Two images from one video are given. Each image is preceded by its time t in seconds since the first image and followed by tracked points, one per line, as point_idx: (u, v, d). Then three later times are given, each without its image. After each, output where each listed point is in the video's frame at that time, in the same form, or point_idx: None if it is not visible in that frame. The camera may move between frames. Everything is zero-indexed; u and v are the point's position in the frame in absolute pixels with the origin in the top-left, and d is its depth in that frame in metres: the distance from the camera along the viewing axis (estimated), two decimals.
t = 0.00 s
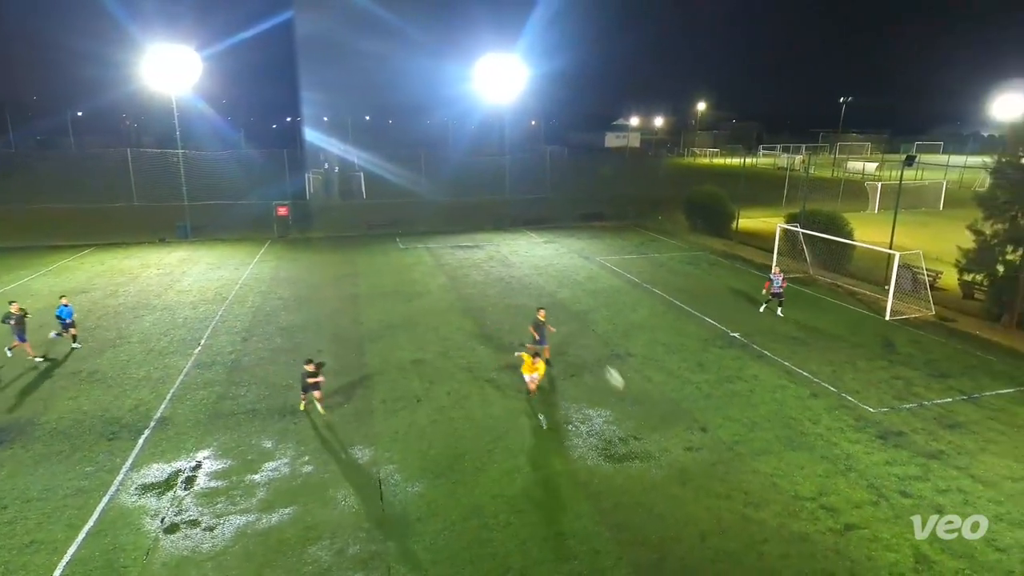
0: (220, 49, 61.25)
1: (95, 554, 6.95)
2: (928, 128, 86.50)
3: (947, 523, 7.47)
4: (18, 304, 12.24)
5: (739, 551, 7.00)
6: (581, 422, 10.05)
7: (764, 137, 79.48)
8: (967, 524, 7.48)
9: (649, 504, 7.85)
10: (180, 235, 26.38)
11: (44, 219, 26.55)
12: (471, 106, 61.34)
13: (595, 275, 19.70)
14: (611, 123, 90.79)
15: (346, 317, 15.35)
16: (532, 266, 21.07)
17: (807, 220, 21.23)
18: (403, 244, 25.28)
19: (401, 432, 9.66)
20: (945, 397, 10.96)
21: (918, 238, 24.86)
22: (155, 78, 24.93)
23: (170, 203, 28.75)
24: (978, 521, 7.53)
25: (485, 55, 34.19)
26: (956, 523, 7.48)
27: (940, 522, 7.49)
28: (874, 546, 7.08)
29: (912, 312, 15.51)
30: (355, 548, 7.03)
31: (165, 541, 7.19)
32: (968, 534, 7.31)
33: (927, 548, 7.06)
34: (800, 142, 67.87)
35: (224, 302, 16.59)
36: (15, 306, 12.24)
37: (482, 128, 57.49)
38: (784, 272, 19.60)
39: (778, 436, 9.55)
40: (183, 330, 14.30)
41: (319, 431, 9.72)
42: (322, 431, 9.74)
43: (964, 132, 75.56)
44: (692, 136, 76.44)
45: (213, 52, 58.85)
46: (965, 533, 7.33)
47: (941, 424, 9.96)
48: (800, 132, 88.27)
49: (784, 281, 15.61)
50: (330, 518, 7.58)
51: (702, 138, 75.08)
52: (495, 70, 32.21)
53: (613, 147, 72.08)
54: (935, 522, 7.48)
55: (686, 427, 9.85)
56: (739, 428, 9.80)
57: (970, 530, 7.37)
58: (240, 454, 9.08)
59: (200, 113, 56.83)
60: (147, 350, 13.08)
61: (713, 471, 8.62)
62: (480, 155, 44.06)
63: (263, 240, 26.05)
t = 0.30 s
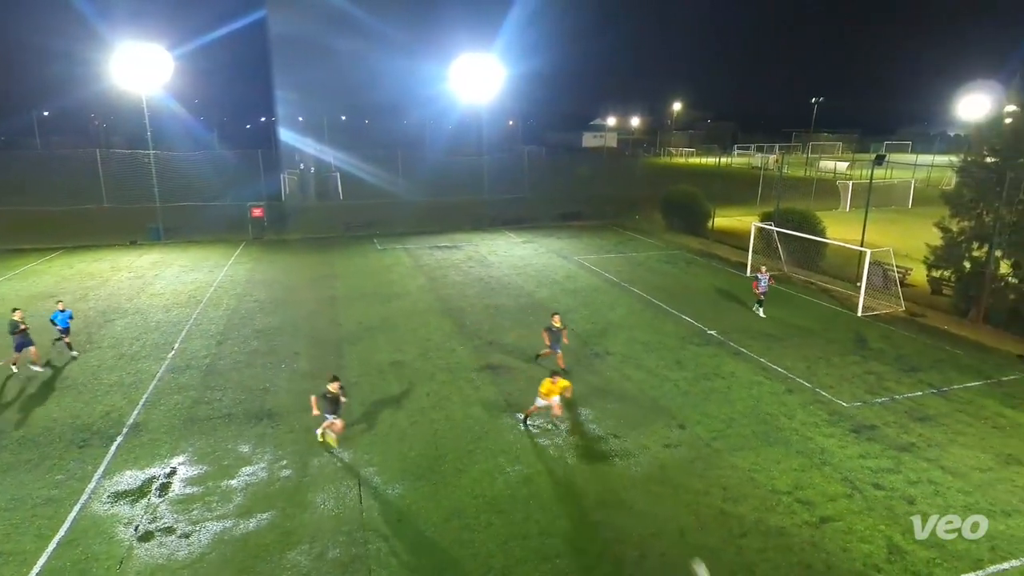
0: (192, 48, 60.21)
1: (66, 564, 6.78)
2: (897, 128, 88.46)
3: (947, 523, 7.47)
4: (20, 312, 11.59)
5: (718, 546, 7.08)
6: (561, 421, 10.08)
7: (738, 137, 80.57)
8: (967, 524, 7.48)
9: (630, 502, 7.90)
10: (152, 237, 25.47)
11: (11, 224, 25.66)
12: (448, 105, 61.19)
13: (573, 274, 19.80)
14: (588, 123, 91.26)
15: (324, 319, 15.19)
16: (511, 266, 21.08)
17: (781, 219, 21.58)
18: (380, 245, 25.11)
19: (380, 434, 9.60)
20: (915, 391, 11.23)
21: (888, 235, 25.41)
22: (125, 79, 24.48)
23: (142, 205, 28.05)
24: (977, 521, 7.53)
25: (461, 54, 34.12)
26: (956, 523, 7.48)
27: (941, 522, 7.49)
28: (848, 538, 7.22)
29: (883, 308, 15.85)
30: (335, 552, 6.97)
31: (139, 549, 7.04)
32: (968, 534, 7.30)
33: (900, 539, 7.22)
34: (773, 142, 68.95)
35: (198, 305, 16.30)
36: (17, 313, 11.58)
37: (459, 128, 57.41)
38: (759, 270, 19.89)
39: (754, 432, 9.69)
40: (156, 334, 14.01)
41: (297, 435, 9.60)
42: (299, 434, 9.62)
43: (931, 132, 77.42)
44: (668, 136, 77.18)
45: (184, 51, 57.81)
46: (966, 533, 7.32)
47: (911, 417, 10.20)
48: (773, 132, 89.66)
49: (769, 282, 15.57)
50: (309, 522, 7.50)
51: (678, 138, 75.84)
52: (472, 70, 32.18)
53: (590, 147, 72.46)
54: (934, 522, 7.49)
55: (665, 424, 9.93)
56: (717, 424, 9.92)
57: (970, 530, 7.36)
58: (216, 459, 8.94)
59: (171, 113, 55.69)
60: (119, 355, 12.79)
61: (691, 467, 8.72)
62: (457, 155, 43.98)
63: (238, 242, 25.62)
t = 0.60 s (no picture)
0: (174, 47, 59.57)
1: (47, 571, 6.68)
2: (878, 128, 89.62)
3: (947, 523, 7.48)
4: (37, 320, 11.34)
5: (706, 543, 7.13)
6: (548, 420, 10.10)
7: (723, 137, 81.15)
8: (966, 523, 7.50)
9: (618, 500, 7.93)
10: (134, 239, 25.22)
11: None
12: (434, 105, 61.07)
13: (560, 274, 19.83)
14: (574, 123, 91.48)
15: (310, 321, 15.09)
16: (498, 266, 21.06)
17: (765, 218, 21.78)
18: (367, 245, 25.00)
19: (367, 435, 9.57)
20: (898, 387, 11.38)
21: (871, 234, 25.73)
22: (106, 79, 24.21)
23: (123, 206, 27.71)
24: (977, 521, 7.55)
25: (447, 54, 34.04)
26: (956, 523, 7.49)
27: (940, 522, 7.50)
28: (833, 533, 7.30)
29: (866, 305, 16.05)
30: (323, 555, 6.93)
31: (123, 554, 6.95)
32: (968, 534, 7.32)
33: (883, 533, 7.32)
34: (757, 142, 69.54)
35: (181, 307, 16.13)
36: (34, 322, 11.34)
37: (445, 128, 57.38)
38: (743, 269, 20.08)
39: (740, 429, 9.77)
40: (138, 337, 13.82)
41: (282, 438, 9.53)
42: (286, 437, 9.55)
43: (911, 132, 78.51)
44: (654, 136, 77.58)
45: (166, 49, 57.18)
46: (966, 533, 7.34)
47: (894, 413, 10.34)
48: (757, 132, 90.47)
49: (764, 282, 15.54)
50: (295, 525, 7.44)
51: (664, 138, 76.29)
52: (457, 70, 32.12)
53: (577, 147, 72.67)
54: (934, 522, 7.50)
55: (652, 423, 9.98)
56: (703, 423, 9.99)
57: (970, 530, 7.37)
58: (200, 463, 8.85)
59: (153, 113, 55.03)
60: (100, 358, 12.60)
61: (678, 465, 8.77)
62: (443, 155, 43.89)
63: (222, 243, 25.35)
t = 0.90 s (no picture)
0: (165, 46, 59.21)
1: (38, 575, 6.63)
2: (869, 128, 90.18)
3: (946, 523, 7.49)
4: (63, 328, 10.95)
5: (700, 542, 7.16)
6: (542, 420, 10.11)
7: (716, 137, 81.42)
8: (964, 523, 7.52)
9: (613, 500, 7.95)
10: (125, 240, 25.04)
11: None
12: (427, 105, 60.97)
13: (554, 274, 19.84)
14: (567, 122, 91.57)
15: (303, 322, 15.03)
16: (492, 266, 21.04)
17: (758, 218, 21.88)
18: (360, 246, 24.94)
19: (362, 435, 9.56)
20: (889, 385, 11.46)
21: (863, 233, 25.87)
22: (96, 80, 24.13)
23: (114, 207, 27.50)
24: (977, 521, 7.56)
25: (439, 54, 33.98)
26: (955, 523, 7.50)
27: (940, 522, 7.51)
28: (825, 532, 7.34)
29: (858, 304, 16.15)
30: (316, 556, 6.90)
31: (115, 558, 6.91)
32: (967, 534, 7.33)
33: (875, 531, 7.36)
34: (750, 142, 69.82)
35: (173, 308, 16.04)
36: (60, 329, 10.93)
37: (439, 128, 57.33)
38: (736, 268, 20.16)
39: (733, 428, 9.81)
40: (130, 338, 13.73)
41: (275, 439, 9.50)
42: (279, 438, 9.52)
43: (902, 132, 79.02)
44: (647, 136, 77.76)
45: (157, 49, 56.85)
46: (965, 533, 7.35)
47: (886, 411, 10.41)
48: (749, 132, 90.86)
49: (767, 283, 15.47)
50: (289, 527, 7.41)
51: (657, 137, 76.49)
52: (451, 70, 32.06)
53: (570, 146, 72.72)
54: (934, 522, 7.51)
55: (646, 422, 10.01)
56: (696, 422, 10.01)
57: (971, 530, 7.38)
58: (193, 464, 8.80)
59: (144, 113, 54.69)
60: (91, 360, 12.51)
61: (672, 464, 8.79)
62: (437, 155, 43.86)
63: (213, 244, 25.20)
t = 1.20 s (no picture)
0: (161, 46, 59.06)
1: None
2: (865, 127, 90.41)
3: (947, 523, 7.49)
4: (98, 330, 10.76)
5: (697, 542, 7.16)
6: (540, 420, 10.11)
7: (713, 137, 81.51)
8: (963, 522, 7.53)
9: (610, 499, 7.95)
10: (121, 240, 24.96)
11: None
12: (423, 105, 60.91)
13: (551, 274, 19.87)
14: (564, 122, 91.67)
15: (301, 322, 15.01)
16: (489, 266, 21.04)
17: (755, 218, 21.91)
18: (357, 246, 24.93)
19: (359, 436, 9.56)
20: (886, 385, 11.49)
21: (859, 233, 25.95)
22: (91, 78, 24.02)
23: (111, 208, 27.43)
24: (977, 521, 7.56)
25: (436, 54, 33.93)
26: (956, 523, 7.50)
27: (941, 522, 7.51)
28: (823, 530, 7.35)
29: (854, 304, 16.18)
30: (313, 557, 6.89)
31: (111, 558, 6.89)
32: (969, 534, 7.32)
33: (873, 530, 7.38)
34: (746, 142, 69.98)
35: (169, 309, 16.01)
36: (96, 331, 10.76)
37: (436, 128, 57.25)
38: (733, 268, 20.20)
39: (730, 428, 9.83)
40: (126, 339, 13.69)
41: (272, 439, 9.49)
42: (276, 438, 9.50)
43: (898, 131, 79.18)
44: (644, 136, 77.89)
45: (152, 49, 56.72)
46: (965, 533, 7.35)
47: (883, 411, 10.43)
48: (746, 132, 91.02)
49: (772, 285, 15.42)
50: (286, 528, 7.40)
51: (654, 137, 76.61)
52: (447, 70, 32.01)
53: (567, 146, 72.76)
54: (934, 522, 7.51)
55: (644, 422, 10.01)
56: (693, 421, 10.02)
57: (970, 530, 7.38)
58: (190, 465, 8.77)
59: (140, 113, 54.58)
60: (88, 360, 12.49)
61: (669, 464, 8.80)
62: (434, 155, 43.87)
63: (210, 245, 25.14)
